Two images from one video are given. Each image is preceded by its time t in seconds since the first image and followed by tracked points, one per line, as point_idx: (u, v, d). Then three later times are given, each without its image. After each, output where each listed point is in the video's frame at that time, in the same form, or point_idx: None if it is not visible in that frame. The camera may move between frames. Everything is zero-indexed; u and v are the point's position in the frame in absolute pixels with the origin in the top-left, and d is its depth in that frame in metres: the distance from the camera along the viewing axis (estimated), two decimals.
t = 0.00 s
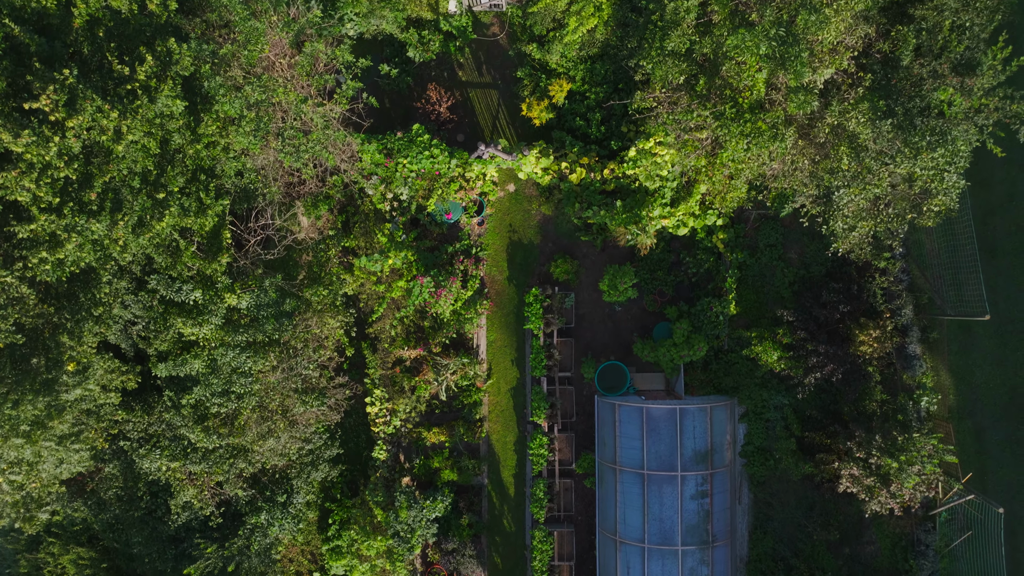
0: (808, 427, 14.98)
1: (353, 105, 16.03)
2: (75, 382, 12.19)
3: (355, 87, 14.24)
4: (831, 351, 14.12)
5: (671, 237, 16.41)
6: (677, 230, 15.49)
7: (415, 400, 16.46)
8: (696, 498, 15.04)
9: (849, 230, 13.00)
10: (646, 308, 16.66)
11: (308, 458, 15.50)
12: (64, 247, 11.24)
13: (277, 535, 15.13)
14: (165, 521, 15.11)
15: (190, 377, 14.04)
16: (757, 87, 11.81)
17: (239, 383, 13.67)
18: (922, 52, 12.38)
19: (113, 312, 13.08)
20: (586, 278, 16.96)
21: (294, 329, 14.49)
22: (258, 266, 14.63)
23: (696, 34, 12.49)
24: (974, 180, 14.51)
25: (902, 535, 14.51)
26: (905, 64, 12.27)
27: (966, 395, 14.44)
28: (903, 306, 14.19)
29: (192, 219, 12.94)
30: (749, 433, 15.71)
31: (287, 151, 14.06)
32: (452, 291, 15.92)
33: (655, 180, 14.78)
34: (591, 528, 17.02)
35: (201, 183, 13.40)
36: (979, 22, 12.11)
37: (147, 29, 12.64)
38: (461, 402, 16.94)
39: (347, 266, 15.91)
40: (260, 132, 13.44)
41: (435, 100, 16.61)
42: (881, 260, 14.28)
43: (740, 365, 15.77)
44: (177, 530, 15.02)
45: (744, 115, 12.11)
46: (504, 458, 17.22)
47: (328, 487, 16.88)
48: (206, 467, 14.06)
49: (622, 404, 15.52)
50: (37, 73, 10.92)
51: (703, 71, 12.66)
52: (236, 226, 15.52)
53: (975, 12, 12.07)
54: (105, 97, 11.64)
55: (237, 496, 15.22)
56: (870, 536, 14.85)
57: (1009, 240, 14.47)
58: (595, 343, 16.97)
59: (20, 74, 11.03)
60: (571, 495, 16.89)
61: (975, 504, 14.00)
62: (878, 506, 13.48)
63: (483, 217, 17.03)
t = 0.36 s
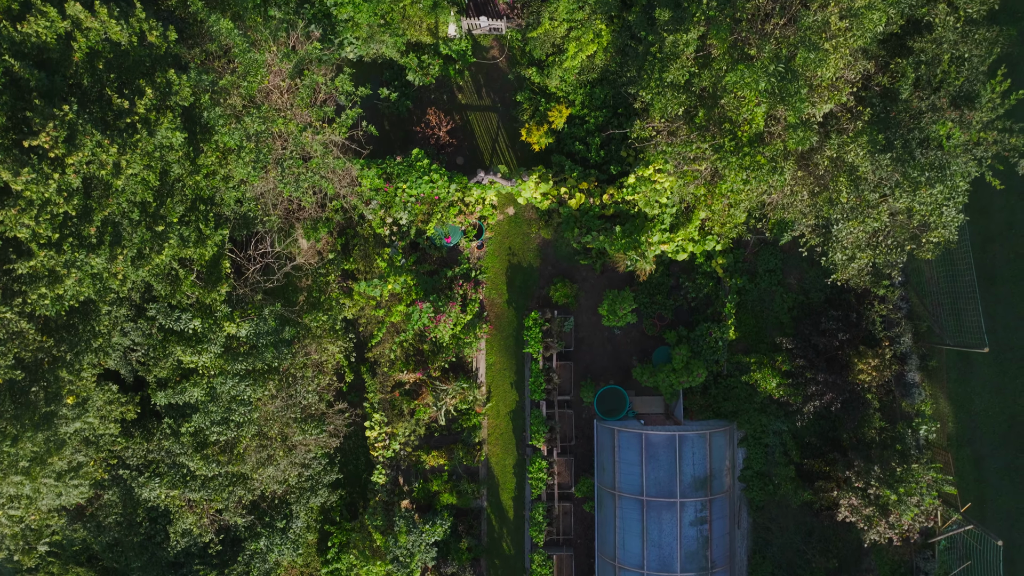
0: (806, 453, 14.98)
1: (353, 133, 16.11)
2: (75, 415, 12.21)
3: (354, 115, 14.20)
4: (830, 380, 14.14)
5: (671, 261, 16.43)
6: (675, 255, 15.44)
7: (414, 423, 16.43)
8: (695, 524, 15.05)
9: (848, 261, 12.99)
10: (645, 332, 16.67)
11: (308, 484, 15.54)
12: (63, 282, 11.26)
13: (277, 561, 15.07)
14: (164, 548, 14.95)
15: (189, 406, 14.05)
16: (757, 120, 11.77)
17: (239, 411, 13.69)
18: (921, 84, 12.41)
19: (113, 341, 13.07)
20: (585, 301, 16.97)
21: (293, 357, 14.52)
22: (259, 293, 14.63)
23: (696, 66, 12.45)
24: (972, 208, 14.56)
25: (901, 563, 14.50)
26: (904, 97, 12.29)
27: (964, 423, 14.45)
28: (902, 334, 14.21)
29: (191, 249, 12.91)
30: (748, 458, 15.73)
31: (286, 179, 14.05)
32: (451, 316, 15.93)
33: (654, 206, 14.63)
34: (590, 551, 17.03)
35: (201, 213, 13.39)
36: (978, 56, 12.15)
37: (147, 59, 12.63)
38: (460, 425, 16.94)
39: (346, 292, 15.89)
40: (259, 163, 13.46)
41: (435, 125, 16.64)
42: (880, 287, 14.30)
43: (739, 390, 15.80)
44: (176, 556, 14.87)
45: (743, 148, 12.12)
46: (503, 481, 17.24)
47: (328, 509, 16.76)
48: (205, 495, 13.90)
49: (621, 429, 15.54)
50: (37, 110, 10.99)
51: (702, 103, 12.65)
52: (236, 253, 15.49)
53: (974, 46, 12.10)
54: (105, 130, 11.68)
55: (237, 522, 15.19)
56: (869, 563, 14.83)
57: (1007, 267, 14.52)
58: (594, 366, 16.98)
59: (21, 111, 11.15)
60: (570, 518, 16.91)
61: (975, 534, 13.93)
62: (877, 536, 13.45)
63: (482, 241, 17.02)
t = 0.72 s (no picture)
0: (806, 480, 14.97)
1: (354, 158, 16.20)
2: (75, 448, 12.27)
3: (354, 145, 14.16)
4: (829, 409, 14.20)
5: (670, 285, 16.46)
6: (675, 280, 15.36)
7: (413, 446, 16.37)
8: (694, 550, 15.06)
9: (847, 292, 13.03)
10: (644, 355, 16.68)
11: (308, 509, 15.48)
12: (63, 317, 11.29)
13: None
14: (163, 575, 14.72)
15: (187, 434, 13.92)
16: (756, 154, 11.85)
17: (238, 440, 13.75)
18: (920, 117, 12.44)
19: (113, 370, 13.10)
20: (584, 325, 16.98)
21: (293, 385, 14.58)
22: (259, 320, 14.63)
23: (696, 98, 12.45)
24: (970, 236, 14.62)
25: None
26: (904, 130, 12.28)
27: (963, 451, 14.45)
28: (901, 362, 14.28)
29: (191, 279, 12.92)
30: (748, 482, 15.72)
31: (285, 209, 14.12)
32: (450, 340, 16.01)
33: (653, 232, 14.44)
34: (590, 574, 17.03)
35: (201, 242, 13.40)
36: (977, 88, 12.17)
37: (146, 90, 12.66)
38: (459, 448, 16.93)
39: (346, 317, 15.91)
40: (259, 195, 13.51)
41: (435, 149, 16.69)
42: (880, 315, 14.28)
43: (738, 415, 15.82)
44: None
45: (743, 181, 12.16)
46: (503, 504, 17.26)
47: (327, 532, 16.64)
48: (205, 523, 13.79)
49: (620, 455, 15.54)
50: (37, 146, 11.08)
51: (701, 135, 12.71)
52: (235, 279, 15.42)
53: (972, 79, 12.14)
54: (104, 164, 11.72)
55: (237, 549, 15.03)
56: None
57: (1006, 295, 14.54)
58: (594, 389, 16.97)
59: (22, 147, 11.27)
60: (570, 541, 16.93)
61: (974, 565, 13.82)
62: (877, 566, 13.40)
63: (481, 264, 17.03)
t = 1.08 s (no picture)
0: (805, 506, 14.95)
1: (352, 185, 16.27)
2: (74, 481, 12.28)
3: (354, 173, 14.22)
4: (827, 438, 14.22)
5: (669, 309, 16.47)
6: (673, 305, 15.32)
7: (412, 470, 16.33)
8: None
9: (847, 323, 13.02)
10: (643, 380, 16.68)
11: (307, 534, 15.27)
12: (62, 353, 11.31)
13: None
14: None
15: (186, 463, 13.92)
16: (754, 188, 11.84)
17: (237, 469, 13.72)
18: (919, 150, 12.45)
19: (111, 400, 13.14)
20: (584, 348, 16.99)
21: (293, 413, 14.59)
22: (260, 347, 14.60)
23: (695, 130, 12.46)
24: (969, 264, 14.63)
25: None
26: (903, 164, 12.29)
27: (962, 479, 14.47)
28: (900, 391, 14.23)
29: (190, 309, 12.93)
30: (747, 507, 15.71)
31: (285, 239, 14.16)
32: (449, 366, 16.05)
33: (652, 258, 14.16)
34: None
35: (200, 272, 13.38)
36: (975, 122, 12.21)
37: (147, 122, 12.68)
38: (459, 472, 16.94)
39: (345, 342, 15.94)
40: (257, 227, 13.58)
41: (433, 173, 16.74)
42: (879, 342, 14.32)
43: (738, 440, 15.79)
44: None
45: (742, 215, 12.16)
46: (502, 527, 17.26)
47: (327, 557, 16.31)
48: (204, 551, 13.70)
49: (619, 480, 15.55)
50: (37, 183, 11.16)
51: (700, 167, 12.68)
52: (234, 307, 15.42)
53: (970, 112, 12.18)
54: (103, 198, 11.74)
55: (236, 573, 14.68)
56: None
57: (1006, 323, 14.53)
58: (593, 413, 16.98)
59: (22, 183, 11.41)
60: (569, 565, 16.92)
61: None
62: None
63: (481, 287, 17.04)
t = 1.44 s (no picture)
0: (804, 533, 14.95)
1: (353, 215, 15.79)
2: (73, 514, 12.33)
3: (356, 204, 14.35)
4: (826, 467, 14.21)
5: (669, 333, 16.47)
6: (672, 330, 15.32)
7: (412, 494, 16.32)
8: None
9: (846, 355, 13.01)
10: (643, 404, 16.69)
11: (306, 559, 15.12)
12: (62, 389, 11.33)
13: None
14: None
15: (186, 490, 13.79)
16: (753, 223, 11.81)
17: (235, 497, 13.58)
18: (918, 183, 12.46)
19: (110, 431, 13.14)
20: (583, 372, 17.00)
21: (292, 440, 14.57)
22: (259, 374, 14.69)
23: (693, 163, 12.47)
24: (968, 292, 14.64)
25: None
26: (902, 199, 12.27)
27: (962, 507, 14.49)
28: (899, 419, 14.19)
29: (190, 340, 12.93)
30: (746, 532, 15.71)
31: (284, 269, 14.17)
32: (449, 392, 16.07)
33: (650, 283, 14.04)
34: None
35: (199, 303, 13.38)
36: (974, 154, 12.23)
37: (146, 154, 12.68)
38: (458, 496, 16.92)
39: (345, 368, 15.93)
40: (257, 257, 13.64)
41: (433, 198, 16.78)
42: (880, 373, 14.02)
43: (737, 465, 15.80)
44: None
45: (741, 249, 12.07)
46: (501, 551, 17.26)
47: None
48: None
49: (618, 506, 15.55)
50: (37, 220, 11.20)
51: (699, 199, 12.64)
52: (233, 334, 15.40)
53: (968, 146, 12.21)
54: (103, 232, 11.75)
55: None
56: None
57: (1004, 351, 14.56)
58: (592, 437, 17.00)
59: (22, 218, 11.43)
60: None
61: None
62: None
63: (480, 311, 17.04)
